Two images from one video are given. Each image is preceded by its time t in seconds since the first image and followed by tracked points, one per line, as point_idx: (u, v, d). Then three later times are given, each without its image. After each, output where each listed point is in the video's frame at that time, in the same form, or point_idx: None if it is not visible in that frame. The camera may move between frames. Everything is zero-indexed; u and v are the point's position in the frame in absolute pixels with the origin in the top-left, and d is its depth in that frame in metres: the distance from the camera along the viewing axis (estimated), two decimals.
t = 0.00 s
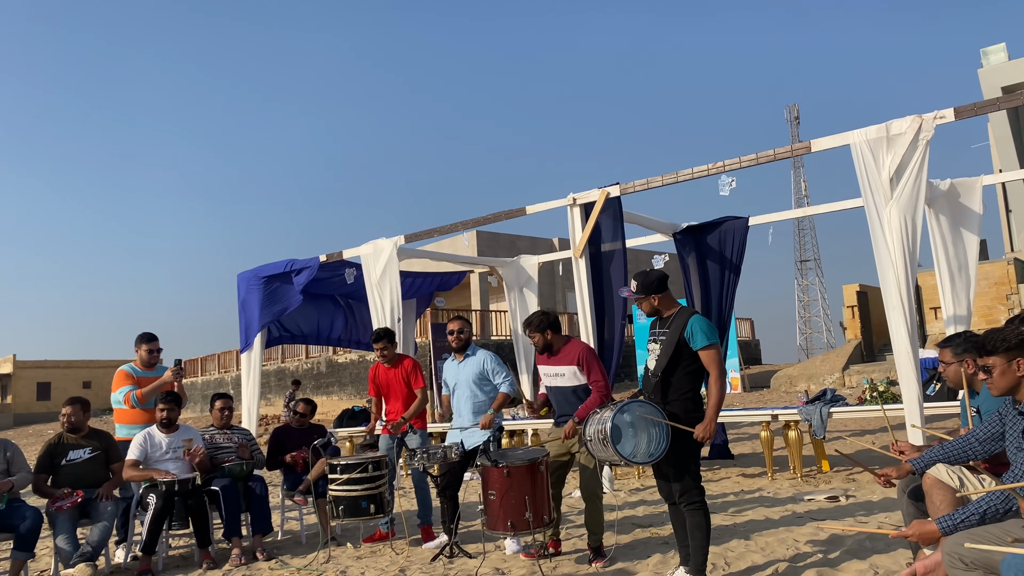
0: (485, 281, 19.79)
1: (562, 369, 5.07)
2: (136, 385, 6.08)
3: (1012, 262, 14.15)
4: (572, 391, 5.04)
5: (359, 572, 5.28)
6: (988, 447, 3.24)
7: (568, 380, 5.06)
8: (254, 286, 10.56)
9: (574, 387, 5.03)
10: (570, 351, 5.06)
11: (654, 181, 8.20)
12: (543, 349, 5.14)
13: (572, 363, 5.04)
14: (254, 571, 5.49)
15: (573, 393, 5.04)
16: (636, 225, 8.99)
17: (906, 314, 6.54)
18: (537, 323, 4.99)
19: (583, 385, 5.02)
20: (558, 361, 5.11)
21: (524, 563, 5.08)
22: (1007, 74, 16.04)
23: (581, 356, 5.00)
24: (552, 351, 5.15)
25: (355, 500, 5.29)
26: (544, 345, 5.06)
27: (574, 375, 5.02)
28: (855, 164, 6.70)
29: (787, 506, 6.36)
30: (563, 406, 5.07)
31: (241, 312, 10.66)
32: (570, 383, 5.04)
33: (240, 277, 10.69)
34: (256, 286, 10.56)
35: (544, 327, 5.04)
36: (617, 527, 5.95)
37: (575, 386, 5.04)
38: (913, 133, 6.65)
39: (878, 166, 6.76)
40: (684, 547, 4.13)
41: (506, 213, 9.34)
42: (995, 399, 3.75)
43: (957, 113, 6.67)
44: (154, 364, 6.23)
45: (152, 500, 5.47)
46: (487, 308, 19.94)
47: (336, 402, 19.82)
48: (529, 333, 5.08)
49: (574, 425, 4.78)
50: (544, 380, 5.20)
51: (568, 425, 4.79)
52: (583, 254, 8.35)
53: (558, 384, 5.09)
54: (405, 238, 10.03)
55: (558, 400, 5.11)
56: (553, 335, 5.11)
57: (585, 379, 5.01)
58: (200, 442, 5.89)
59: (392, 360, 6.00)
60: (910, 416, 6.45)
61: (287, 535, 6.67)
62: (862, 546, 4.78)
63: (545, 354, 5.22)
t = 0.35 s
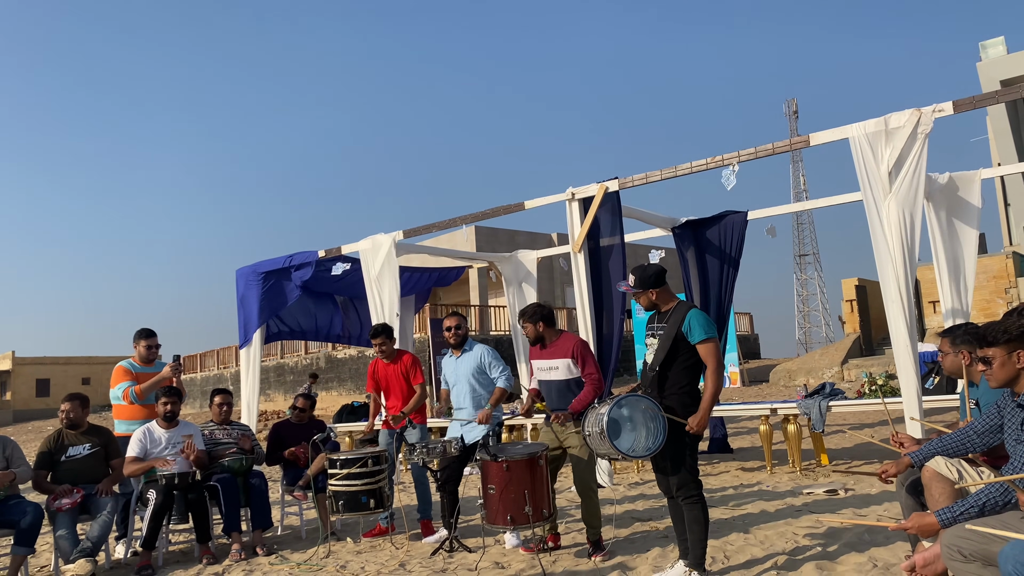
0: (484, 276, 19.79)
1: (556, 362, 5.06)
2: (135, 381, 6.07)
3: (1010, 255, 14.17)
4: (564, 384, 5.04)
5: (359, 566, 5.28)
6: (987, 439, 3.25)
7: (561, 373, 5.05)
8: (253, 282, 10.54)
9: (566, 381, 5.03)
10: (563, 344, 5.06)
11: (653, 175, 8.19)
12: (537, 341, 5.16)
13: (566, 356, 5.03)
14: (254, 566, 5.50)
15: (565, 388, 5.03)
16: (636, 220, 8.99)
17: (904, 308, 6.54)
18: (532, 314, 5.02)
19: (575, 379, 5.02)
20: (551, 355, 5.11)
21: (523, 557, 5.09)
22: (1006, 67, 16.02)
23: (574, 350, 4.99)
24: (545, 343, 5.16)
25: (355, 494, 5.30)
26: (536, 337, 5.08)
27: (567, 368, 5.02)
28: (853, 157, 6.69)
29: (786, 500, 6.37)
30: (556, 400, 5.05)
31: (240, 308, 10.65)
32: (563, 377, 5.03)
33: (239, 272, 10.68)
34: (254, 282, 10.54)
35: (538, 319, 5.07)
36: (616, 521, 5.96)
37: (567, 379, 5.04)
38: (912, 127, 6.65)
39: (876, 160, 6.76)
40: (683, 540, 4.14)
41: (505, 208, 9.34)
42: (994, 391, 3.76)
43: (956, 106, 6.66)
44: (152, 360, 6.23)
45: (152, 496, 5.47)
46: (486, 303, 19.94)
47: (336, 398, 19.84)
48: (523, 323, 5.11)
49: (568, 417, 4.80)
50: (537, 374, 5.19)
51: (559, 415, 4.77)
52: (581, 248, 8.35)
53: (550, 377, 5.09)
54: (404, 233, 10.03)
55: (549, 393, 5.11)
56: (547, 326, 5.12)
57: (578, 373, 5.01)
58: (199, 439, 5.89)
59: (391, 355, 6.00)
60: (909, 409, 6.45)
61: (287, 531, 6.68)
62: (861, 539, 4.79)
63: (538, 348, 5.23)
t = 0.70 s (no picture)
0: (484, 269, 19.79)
1: (557, 355, 5.04)
2: (135, 375, 6.07)
3: (1010, 247, 14.16)
4: (566, 377, 5.02)
5: (360, 559, 5.30)
6: (987, 430, 3.25)
7: (563, 366, 5.03)
8: (252, 276, 10.52)
9: (569, 373, 5.01)
10: (565, 336, 5.05)
11: (653, 167, 8.17)
12: (538, 333, 5.15)
13: (567, 349, 5.02)
14: (255, 558, 5.51)
15: (569, 381, 5.01)
16: (635, 212, 8.97)
17: (904, 300, 6.53)
18: (534, 304, 5.03)
19: (578, 371, 5.00)
20: (552, 347, 5.09)
21: (524, 549, 5.10)
22: (1007, 58, 15.96)
23: (576, 342, 4.98)
24: (547, 335, 5.16)
25: (356, 487, 5.30)
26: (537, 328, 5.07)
27: (569, 360, 5.00)
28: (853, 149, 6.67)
29: (786, 491, 6.38)
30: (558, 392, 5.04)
31: (240, 302, 10.63)
32: (565, 369, 5.00)
33: (238, 266, 10.66)
34: (254, 275, 10.52)
35: (541, 309, 5.07)
36: (617, 513, 5.97)
37: (570, 372, 5.01)
38: (912, 118, 6.62)
39: (876, 151, 6.74)
40: (682, 532, 4.14)
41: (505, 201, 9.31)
42: (994, 381, 3.76)
43: (956, 97, 6.64)
44: (152, 353, 6.22)
45: (152, 490, 5.49)
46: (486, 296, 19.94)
47: (336, 391, 19.86)
48: (525, 314, 5.12)
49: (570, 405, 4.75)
50: (540, 367, 5.17)
51: (563, 404, 4.74)
52: (581, 241, 8.34)
53: (552, 369, 5.07)
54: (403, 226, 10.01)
55: (551, 385, 5.09)
56: (550, 318, 5.11)
57: (580, 365, 5.00)
58: (199, 432, 5.89)
59: (392, 351, 6.02)
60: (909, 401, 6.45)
61: (288, 524, 6.68)
62: (861, 531, 4.80)
63: (541, 340, 5.21)
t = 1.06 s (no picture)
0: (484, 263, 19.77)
1: (562, 349, 5.04)
2: (136, 369, 6.08)
3: (1011, 240, 14.14)
4: (570, 371, 5.02)
5: (361, 552, 5.30)
6: (987, 423, 3.25)
7: (566, 360, 5.04)
8: (253, 270, 10.52)
9: (573, 367, 5.02)
10: (572, 331, 5.05)
11: (653, 160, 8.15)
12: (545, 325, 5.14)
13: (573, 343, 5.02)
14: (257, 552, 5.52)
15: (571, 374, 5.02)
16: (636, 205, 8.95)
17: (905, 292, 6.52)
18: (543, 296, 5.01)
19: (583, 365, 5.01)
20: (558, 340, 5.09)
21: (525, 542, 5.11)
22: (1008, 50, 15.89)
23: (583, 336, 4.99)
24: (553, 328, 5.15)
25: (358, 481, 5.31)
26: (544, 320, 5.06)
27: (574, 355, 5.01)
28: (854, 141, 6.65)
29: (786, 484, 6.38)
30: (560, 385, 5.04)
31: (240, 295, 10.63)
32: (569, 363, 5.01)
33: (239, 260, 10.65)
34: (254, 270, 10.51)
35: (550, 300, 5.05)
36: (617, 506, 5.98)
37: (574, 366, 5.02)
38: (913, 110, 6.60)
39: (877, 143, 6.72)
40: (683, 524, 4.15)
41: (505, 194, 9.30)
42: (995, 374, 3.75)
43: (958, 89, 6.61)
44: (152, 347, 6.23)
45: (154, 483, 5.49)
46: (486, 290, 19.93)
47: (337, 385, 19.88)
48: (533, 304, 5.10)
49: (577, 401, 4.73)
50: (543, 359, 5.17)
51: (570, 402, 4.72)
52: (582, 234, 8.33)
53: (557, 363, 5.07)
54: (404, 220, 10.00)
55: (554, 379, 5.08)
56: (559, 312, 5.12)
57: (585, 359, 5.01)
58: (201, 425, 5.89)
59: (391, 347, 6.00)
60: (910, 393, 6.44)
61: (289, 517, 6.70)
62: (861, 523, 4.81)
63: (546, 332, 5.21)
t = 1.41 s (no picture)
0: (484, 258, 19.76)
1: (558, 344, 5.03)
2: (137, 364, 6.09)
3: (1012, 233, 14.13)
4: (564, 367, 5.02)
5: (362, 546, 5.32)
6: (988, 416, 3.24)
7: (563, 355, 5.03)
8: (253, 265, 10.52)
9: (570, 361, 5.01)
10: (566, 326, 5.03)
11: (654, 155, 8.14)
12: (540, 320, 5.15)
13: (567, 338, 5.01)
14: (258, 546, 5.54)
15: (569, 369, 5.01)
16: (636, 200, 8.94)
17: (905, 286, 6.52)
18: (539, 290, 5.02)
19: (581, 359, 5.01)
20: (553, 336, 5.08)
21: (526, 536, 5.13)
22: (1009, 43, 15.86)
23: (578, 332, 4.98)
24: (548, 323, 5.15)
25: (360, 475, 5.32)
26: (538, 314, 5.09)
27: (570, 350, 5.00)
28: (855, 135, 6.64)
29: (787, 478, 6.39)
30: (557, 381, 5.05)
31: (241, 291, 10.64)
32: (566, 358, 5.01)
33: (240, 255, 10.64)
34: (255, 265, 10.51)
35: (546, 295, 5.07)
36: (618, 500, 5.99)
37: (570, 361, 5.01)
38: (914, 103, 6.59)
39: (878, 137, 6.70)
40: (684, 518, 4.16)
41: (506, 189, 9.29)
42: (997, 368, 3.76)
43: (959, 83, 6.59)
44: (153, 342, 6.23)
45: (156, 478, 5.51)
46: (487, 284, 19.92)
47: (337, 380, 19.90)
48: (528, 299, 5.11)
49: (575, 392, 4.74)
50: (540, 355, 5.17)
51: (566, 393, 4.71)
52: (582, 229, 8.32)
53: (553, 359, 5.06)
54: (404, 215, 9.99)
55: (552, 374, 5.10)
56: (554, 307, 5.12)
57: (581, 354, 5.00)
58: (202, 421, 5.90)
59: (391, 341, 6.02)
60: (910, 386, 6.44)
61: (291, 511, 6.71)
62: (862, 517, 4.82)
63: (542, 328, 5.21)
